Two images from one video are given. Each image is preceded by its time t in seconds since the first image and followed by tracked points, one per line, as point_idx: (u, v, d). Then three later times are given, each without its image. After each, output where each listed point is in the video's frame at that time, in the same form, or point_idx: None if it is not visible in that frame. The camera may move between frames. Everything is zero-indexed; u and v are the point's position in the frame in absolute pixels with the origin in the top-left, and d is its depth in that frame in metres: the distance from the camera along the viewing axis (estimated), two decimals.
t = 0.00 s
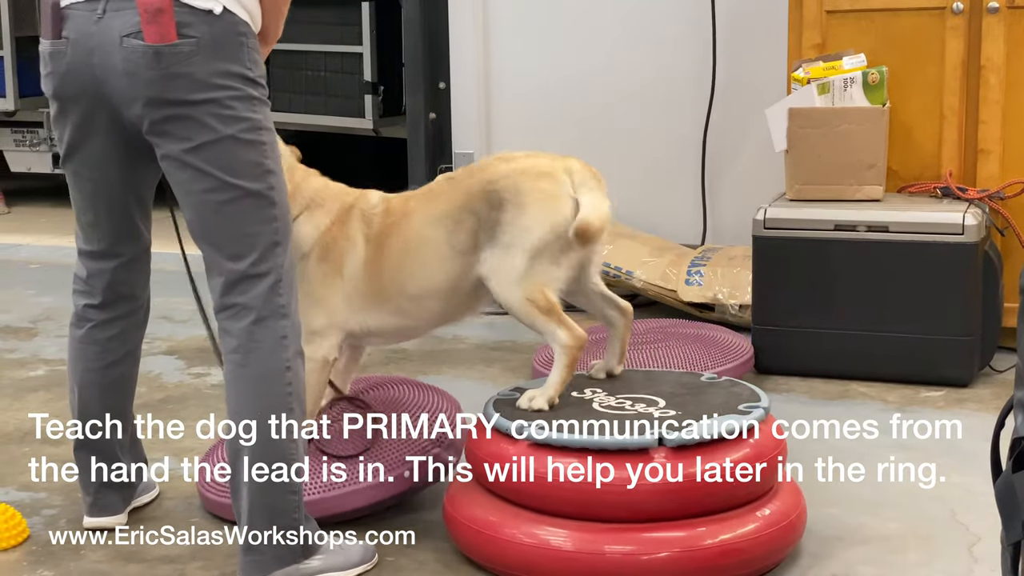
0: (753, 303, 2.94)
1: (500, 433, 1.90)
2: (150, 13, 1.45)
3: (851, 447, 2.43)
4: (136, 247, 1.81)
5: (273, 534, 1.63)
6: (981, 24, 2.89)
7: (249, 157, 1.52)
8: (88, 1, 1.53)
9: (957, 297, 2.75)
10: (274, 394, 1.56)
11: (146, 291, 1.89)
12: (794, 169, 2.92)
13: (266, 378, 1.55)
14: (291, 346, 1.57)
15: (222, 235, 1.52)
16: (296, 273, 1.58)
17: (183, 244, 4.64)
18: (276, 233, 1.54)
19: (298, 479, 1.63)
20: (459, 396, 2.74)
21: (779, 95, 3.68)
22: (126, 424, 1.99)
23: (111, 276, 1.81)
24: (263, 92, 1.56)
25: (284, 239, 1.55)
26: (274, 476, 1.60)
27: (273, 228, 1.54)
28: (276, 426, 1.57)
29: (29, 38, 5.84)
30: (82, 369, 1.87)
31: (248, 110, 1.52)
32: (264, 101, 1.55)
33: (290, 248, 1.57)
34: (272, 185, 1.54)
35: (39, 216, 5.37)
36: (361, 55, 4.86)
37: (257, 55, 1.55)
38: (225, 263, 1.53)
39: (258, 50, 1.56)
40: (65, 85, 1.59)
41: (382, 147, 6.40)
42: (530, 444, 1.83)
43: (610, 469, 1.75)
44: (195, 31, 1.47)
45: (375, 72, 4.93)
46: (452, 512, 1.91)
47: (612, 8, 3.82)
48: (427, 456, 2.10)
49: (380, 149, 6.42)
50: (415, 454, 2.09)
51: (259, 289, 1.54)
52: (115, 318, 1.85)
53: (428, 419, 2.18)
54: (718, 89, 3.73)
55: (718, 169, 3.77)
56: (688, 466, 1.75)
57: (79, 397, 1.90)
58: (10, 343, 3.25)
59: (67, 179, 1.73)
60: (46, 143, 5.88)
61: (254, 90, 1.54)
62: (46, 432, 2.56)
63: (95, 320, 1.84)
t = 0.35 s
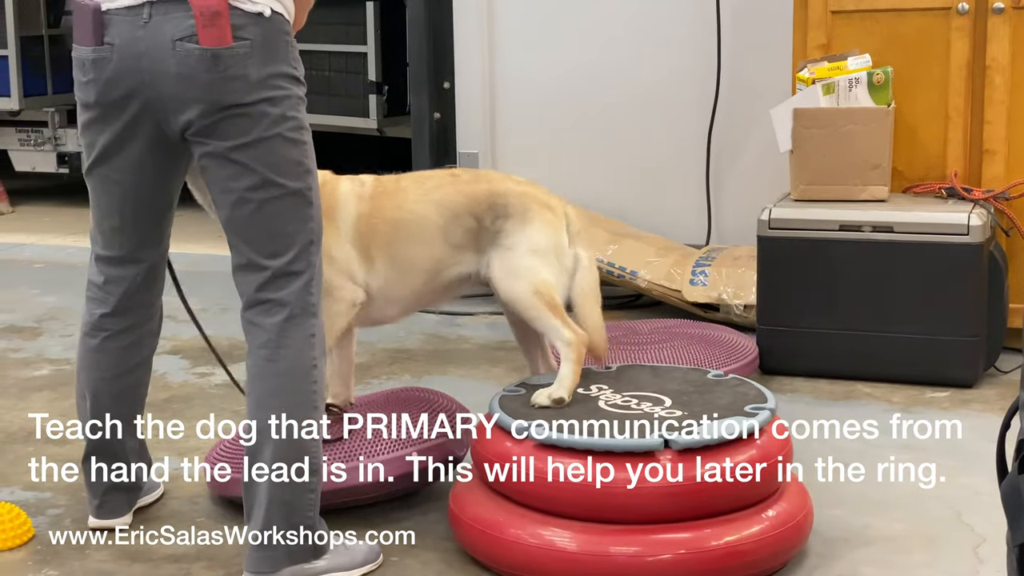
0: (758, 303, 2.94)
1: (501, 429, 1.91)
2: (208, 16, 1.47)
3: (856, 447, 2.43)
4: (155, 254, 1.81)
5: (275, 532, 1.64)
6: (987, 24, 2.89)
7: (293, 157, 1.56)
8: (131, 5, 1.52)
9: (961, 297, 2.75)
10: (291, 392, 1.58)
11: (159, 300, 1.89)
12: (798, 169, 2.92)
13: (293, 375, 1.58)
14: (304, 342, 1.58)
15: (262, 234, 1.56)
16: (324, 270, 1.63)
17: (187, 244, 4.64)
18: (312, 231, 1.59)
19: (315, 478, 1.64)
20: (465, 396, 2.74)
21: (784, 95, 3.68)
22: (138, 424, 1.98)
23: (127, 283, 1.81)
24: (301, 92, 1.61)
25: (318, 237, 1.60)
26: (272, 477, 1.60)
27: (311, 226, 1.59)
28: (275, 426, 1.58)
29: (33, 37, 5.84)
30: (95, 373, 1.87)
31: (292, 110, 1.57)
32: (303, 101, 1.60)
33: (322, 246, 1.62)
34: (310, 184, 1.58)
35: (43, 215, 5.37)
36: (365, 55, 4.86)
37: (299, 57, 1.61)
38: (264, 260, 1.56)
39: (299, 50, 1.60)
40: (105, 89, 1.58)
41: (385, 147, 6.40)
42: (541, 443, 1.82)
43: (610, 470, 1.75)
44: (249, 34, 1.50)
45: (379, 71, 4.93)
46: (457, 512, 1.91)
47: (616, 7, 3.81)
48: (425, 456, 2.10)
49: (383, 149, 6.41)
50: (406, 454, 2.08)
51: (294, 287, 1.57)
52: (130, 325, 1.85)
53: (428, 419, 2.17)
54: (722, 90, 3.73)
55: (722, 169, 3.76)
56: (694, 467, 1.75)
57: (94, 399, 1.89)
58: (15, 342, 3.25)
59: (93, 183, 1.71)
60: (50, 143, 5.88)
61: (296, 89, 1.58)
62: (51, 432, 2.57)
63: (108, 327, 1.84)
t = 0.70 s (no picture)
0: (767, 305, 2.94)
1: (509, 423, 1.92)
2: (212, 18, 1.48)
3: (866, 449, 2.43)
4: (164, 254, 1.80)
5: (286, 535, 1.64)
6: (997, 27, 2.89)
7: (300, 158, 1.55)
8: (139, 7, 1.53)
9: (971, 299, 2.74)
10: (303, 389, 1.58)
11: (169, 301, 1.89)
12: (807, 171, 2.92)
13: (300, 376, 1.57)
14: (308, 340, 1.57)
15: (270, 236, 1.55)
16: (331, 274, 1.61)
17: (196, 245, 4.65)
18: (320, 232, 1.57)
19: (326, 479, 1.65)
20: (475, 397, 2.75)
21: (793, 97, 3.67)
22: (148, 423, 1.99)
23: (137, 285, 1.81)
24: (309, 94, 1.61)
25: (326, 238, 1.58)
26: (272, 477, 1.61)
27: (318, 227, 1.57)
28: (274, 426, 1.59)
29: (43, 39, 5.86)
30: (104, 373, 1.87)
31: (299, 111, 1.56)
32: (309, 102, 1.59)
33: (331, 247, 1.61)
34: (317, 185, 1.57)
35: (53, 216, 5.38)
36: (374, 57, 4.87)
37: (306, 58, 1.60)
38: (272, 262, 1.56)
39: (304, 52, 1.60)
40: (112, 90, 1.58)
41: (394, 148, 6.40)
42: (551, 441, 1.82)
43: (610, 469, 1.74)
44: (252, 35, 1.50)
45: (388, 73, 4.94)
46: (467, 511, 1.91)
47: (625, 9, 3.82)
48: (426, 456, 2.10)
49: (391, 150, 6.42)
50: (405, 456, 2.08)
51: (300, 289, 1.56)
52: (138, 325, 1.85)
53: (427, 419, 2.21)
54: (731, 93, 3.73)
55: (731, 171, 3.76)
56: (706, 465, 1.74)
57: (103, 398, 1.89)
58: (25, 343, 3.26)
59: (103, 184, 1.72)
60: (61, 144, 5.89)
61: (303, 91, 1.58)
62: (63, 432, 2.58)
63: (117, 327, 1.84)
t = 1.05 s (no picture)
0: (781, 306, 2.94)
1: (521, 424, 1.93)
2: (190, 23, 1.49)
3: (880, 450, 2.42)
4: (181, 247, 1.81)
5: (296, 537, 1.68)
6: (1013, 26, 2.88)
7: (303, 156, 1.56)
8: (130, 10, 1.56)
9: (985, 299, 2.74)
10: (326, 378, 1.61)
11: (189, 294, 1.90)
12: (822, 171, 2.91)
13: (316, 371, 1.60)
14: (320, 330, 1.59)
15: (282, 233, 1.57)
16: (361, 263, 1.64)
17: (210, 244, 4.66)
18: (336, 226, 1.59)
19: (339, 478, 1.65)
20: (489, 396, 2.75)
21: (806, 97, 3.67)
22: (161, 418, 1.98)
23: (155, 276, 1.83)
24: (309, 88, 1.60)
25: (344, 232, 1.60)
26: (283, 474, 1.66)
27: (334, 222, 1.59)
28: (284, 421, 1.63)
29: (58, 38, 5.88)
30: (120, 364, 1.89)
31: (295, 108, 1.57)
32: (309, 96, 1.59)
33: (350, 240, 1.62)
34: (326, 180, 1.58)
35: (67, 215, 5.40)
36: (388, 56, 4.88)
37: (301, 52, 1.60)
38: (292, 260, 1.59)
39: (298, 46, 1.60)
40: (110, 96, 1.62)
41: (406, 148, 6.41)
42: (564, 440, 1.83)
43: (609, 469, 1.76)
44: (233, 37, 1.51)
45: (402, 72, 4.95)
46: (482, 511, 1.92)
47: (638, 8, 3.82)
48: (427, 455, 2.08)
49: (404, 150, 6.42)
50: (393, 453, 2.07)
51: (325, 281, 1.59)
52: (155, 317, 1.87)
53: (428, 419, 2.20)
54: (746, 92, 3.73)
55: (745, 171, 3.76)
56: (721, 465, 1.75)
57: (117, 390, 1.92)
58: (41, 341, 3.27)
59: (119, 181, 1.74)
60: (75, 143, 5.91)
61: (298, 87, 1.57)
62: (80, 430, 2.59)
63: (136, 317, 1.86)
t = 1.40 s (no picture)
0: (784, 303, 2.94)
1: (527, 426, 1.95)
2: (225, 63, 1.39)
3: (881, 447, 2.42)
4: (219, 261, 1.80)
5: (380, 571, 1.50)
6: (1015, 22, 2.87)
7: (363, 183, 1.43)
8: (171, 45, 1.47)
9: (988, 296, 2.73)
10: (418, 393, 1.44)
11: (228, 300, 1.89)
12: (824, 167, 2.91)
13: (414, 382, 1.44)
14: (406, 347, 1.44)
15: (351, 264, 1.44)
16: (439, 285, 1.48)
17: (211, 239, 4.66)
18: (409, 250, 1.44)
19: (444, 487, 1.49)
20: (491, 393, 2.75)
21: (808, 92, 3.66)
22: (172, 413, 1.98)
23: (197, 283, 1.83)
24: (360, 114, 1.48)
25: (419, 254, 1.45)
26: (382, 475, 1.48)
27: (406, 244, 1.44)
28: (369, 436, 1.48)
29: (59, 34, 5.88)
30: (150, 357, 1.90)
31: (347, 135, 1.44)
32: (361, 122, 1.47)
33: (427, 263, 1.47)
34: (392, 204, 1.44)
35: (68, 210, 5.40)
36: (389, 52, 4.88)
37: (347, 79, 1.47)
38: (365, 288, 1.44)
39: (347, 72, 1.48)
40: (160, 131, 1.55)
41: (407, 144, 6.41)
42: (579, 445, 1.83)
43: (610, 470, 1.77)
44: (272, 73, 1.40)
45: (403, 69, 4.95)
46: (493, 516, 1.91)
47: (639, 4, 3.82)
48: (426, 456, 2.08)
49: (405, 146, 6.42)
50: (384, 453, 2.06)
51: (401, 304, 1.44)
52: (189, 317, 1.87)
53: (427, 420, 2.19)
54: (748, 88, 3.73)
55: (746, 167, 3.76)
56: (739, 466, 1.76)
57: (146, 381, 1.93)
58: (43, 337, 3.27)
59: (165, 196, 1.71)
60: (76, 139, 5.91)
61: (348, 114, 1.45)
62: (82, 426, 2.59)
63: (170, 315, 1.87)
